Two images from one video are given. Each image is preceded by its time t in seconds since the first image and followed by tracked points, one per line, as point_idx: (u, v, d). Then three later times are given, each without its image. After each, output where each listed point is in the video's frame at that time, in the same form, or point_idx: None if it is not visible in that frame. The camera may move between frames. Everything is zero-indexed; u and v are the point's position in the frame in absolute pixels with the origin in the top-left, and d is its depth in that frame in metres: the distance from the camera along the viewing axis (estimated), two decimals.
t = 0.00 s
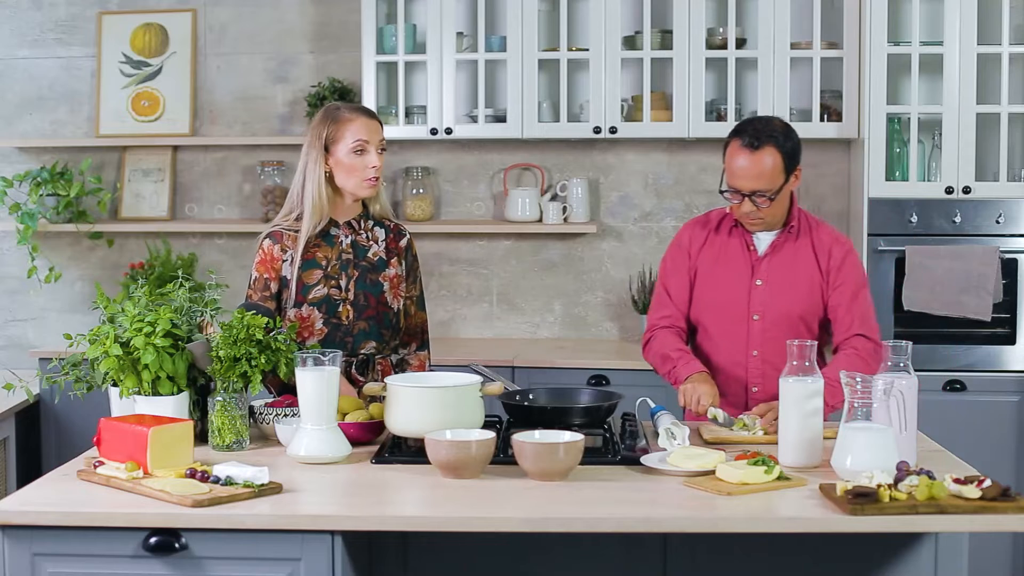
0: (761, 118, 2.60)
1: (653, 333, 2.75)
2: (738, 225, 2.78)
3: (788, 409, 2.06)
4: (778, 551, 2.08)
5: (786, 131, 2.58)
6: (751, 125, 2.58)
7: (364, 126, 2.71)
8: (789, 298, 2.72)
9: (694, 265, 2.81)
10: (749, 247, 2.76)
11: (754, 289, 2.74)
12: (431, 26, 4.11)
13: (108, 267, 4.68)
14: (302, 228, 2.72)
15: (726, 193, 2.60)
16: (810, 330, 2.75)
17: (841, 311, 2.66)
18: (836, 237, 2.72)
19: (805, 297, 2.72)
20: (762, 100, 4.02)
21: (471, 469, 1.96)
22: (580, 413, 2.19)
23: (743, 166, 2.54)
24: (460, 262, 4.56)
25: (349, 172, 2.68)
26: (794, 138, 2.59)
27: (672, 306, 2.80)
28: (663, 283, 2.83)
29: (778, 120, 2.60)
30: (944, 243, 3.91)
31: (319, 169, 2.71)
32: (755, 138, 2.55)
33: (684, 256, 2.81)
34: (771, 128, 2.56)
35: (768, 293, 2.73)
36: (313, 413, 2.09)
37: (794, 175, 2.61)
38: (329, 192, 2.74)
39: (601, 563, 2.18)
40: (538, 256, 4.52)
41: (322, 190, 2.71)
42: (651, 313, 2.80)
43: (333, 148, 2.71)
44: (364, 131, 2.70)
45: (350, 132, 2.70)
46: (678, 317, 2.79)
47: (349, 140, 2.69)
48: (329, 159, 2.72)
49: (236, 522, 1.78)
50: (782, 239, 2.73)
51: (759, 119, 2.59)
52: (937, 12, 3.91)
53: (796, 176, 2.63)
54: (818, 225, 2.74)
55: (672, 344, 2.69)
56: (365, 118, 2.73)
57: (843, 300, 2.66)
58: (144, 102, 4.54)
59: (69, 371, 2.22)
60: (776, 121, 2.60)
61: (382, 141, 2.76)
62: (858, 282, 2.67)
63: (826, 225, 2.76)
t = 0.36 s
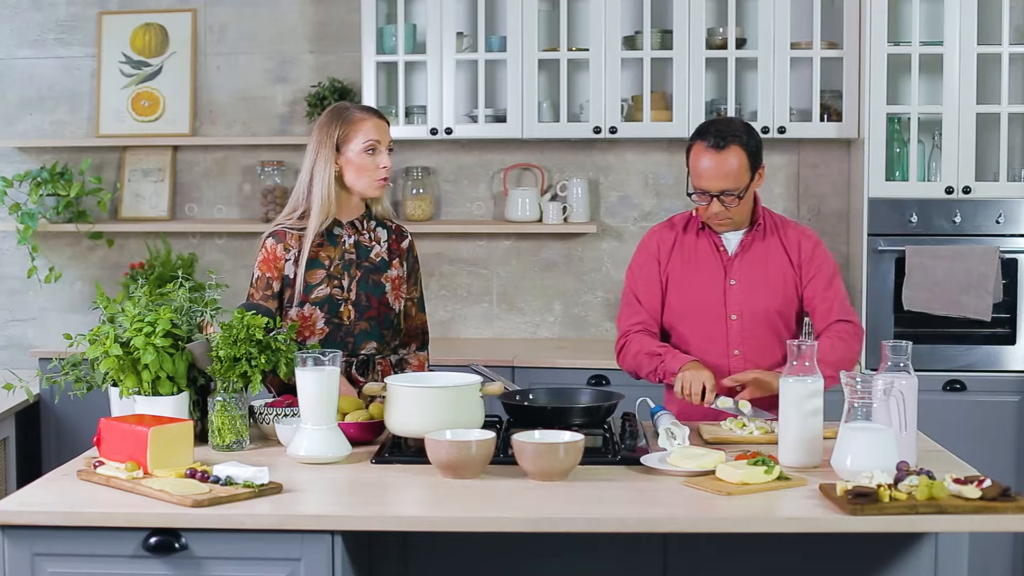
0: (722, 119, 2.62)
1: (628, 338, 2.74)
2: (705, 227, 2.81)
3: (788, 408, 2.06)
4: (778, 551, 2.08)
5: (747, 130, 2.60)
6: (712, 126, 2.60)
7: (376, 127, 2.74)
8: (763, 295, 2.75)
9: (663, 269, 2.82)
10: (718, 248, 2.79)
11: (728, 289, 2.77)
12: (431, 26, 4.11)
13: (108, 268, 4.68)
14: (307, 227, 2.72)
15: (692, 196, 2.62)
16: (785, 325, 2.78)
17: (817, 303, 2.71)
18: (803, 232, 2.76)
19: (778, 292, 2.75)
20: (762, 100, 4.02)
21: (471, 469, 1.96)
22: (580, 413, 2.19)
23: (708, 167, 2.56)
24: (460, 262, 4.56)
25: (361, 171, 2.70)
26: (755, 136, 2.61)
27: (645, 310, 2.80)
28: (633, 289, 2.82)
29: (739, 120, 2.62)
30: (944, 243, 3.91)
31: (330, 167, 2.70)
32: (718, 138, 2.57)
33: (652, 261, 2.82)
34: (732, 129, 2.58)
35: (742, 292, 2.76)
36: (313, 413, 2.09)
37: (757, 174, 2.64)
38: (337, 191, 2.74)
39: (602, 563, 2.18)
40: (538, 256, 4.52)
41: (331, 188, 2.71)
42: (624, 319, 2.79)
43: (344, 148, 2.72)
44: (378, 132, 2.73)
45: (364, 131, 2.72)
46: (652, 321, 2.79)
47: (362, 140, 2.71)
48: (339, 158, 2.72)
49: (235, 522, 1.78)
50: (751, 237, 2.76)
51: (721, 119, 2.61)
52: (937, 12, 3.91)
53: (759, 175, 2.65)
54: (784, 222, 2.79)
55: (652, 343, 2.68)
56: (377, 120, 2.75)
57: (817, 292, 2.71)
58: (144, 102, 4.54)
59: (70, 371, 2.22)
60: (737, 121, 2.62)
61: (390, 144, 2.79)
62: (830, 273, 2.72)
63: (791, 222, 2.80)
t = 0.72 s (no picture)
0: (696, 118, 2.63)
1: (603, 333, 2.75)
2: (685, 228, 2.81)
3: (789, 409, 2.06)
4: (778, 551, 2.08)
5: (722, 129, 2.61)
6: (687, 126, 2.61)
7: (380, 127, 2.75)
8: (745, 292, 2.76)
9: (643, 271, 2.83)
10: (698, 247, 2.80)
11: (710, 288, 2.77)
12: (431, 26, 4.11)
13: (108, 268, 4.67)
14: (308, 228, 2.71)
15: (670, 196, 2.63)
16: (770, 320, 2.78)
17: (798, 297, 2.71)
18: (782, 227, 2.76)
19: (760, 289, 2.76)
20: (763, 100, 4.02)
21: (471, 469, 1.96)
22: (580, 413, 2.19)
23: (684, 167, 2.57)
24: (460, 262, 4.56)
25: (364, 170, 2.71)
26: (730, 135, 2.63)
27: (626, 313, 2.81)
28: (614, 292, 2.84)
29: (713, 119, 2.63)
30: (944, 243, 3.91)
31: (333, 166, 2.70)
32: (692, 138, 2.58)
33: (632, 264, 2.83)
34: (707, 127, 2.59)
35: (725, 290, 2.77)
36: (312, 413, 2.09)
37: (733, 172, 2.65)
38: (340, 190, 2.74)
39: (602, 564, 2.18)
40: (538, 256, 4.53)
41: (334, 187, 2.71)
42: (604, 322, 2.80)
43: (347, 147, 2.72)
44: (381, 131, 2.75)
45: (368, 131, 2.73)
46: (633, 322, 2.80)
47: (366, 139, 2.72)
48: (342, 157, 2.72)
49: (236, 522, 1.78)
50: (731, 237, 2.77)
51: (694, 119, 2.62)
52: (937, 12, 3.91)
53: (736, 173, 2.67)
54: (764, 218, 2.79)
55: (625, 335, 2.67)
56: (381, 120, 2.77)
57: (801, 286, 2.71)
58: (144, 102, 4.54)
59: (70, 371, 2.22)
60: (711, 120, 2.63)
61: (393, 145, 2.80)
62: (811, 265, 2.72)
63: (771, 217, 2.80)
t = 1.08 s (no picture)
0: (681, 119, 2.63)
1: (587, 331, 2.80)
2: (676, 230, 2.83)
3: (788, 409, 2.06)
4: (778, 553, 2.08)
5: (707, 129, 2.61)
6: (672, 128, 2.61)
7: (381, 129, 2.75)
8: (738, 291, 2.76)
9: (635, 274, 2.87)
10: (689, 248, 2.81)
11: (702, 288, 2.78)
12: (431, 26, 4.11)
13: (108, 268, 4.68)
14: (308, 228, 2.71)
15: (658, 198, 2.63)
16: (765, 318, 2.78)
17: (791, 295, 2.71)
18: (774, 225, 2.76)
19: (753, 288, 2.76)
20: (763, 100, 4.03)
21: (471, 469, 1.96)
22: (580, 413, 2.19)
23: (670, 169, 2.57)
24: (460, 261, 4.56)
25: (364, 171, 2.71)
26: (715, 134, 2.63)
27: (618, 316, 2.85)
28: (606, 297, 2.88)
29: (698, 120, 2.64)
30: (944, 243, 3.91)
31: (333, 166, 2.69)
32: (677, 140, 2.58)
33: (623, 268, 2.88)
34: (691, 129, 2.59)
35: (717, 290, 2.77)
36: (312, 413, 2.09)
37: (719, 172, 2.65)
38: (340, 190, 2.74)
39: (602, 564, 2.17)
40: (538, 256, 4.52)
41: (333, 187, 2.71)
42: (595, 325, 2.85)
43: (348, 148, 2.72)
44: (382, 133, 2.75)
45: (369, 131, 2.73)
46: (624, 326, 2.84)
47: (368, 140, 2.72)
48: (342, 157, 2.72)
49: (235, 522, 1.78)
50: (722, 237, 2.78)
51: (679, 120, 2.62)
52: (937, 12, 3.91)
53: (723, 173, 2.67)
54: (755, 216, 2.79)
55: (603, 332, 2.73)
56: (382, 121, 2.77)
57: (794, 284, 2.71)
58: (144, 102, 4.54)
59: (70, 371, 2.22)
60: (696, 120, 2.63)
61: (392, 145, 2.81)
62: (803, 263, 2.71)
63: (763, 214, 2.80)
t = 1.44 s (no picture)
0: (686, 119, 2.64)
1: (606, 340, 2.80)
2: (680, 230, 2.83)
3: (788, 409, 2.06)
4: (779, 552, 2.08)
5: (712, 128, 2.61)
6: (677, 127, 2.61)
7: (383, 134, 2.76)
8: (742, 291, 2.76)
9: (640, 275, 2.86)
10: (693, 249, 2.81)
11: (707, 289, 2.78)
12: (431, 26, 4.11)
13: (108, 268, 4.68)
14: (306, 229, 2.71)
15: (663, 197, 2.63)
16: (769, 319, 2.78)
17: (793, 295, 2.71)
18: (777, 225, 2.77)
19: (757, 288, 2.76)
20: (763, 100, 4.03)
21: (471, 469, 1.96)
22: (580, 413, 2.19)
23: (675, 168, 2.58)
24: (460, 262, 4.56)
25: (363, 176, 2.71)
26: (720, 134, 2.63)
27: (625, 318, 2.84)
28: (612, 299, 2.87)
29: (703, 119, 2.64)
30: (944, 243, 3.91)
31: (334, 168, 2.69)
32: (682, 139, 2.58)
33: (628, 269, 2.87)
34: (695, 127, 2.60)
35: (721, 290, 2.77)
36: (312, 413, 2.09)
37: (724, 171, 2.65)
38: (339, 191, 2.74)
39: (602, 564, 2.17)
40: (538, 256, 4.52)
41: (333, 190, 2.71)
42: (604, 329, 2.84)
43: (350, 151, 2.72)
44: (384, 138, 2.75)
45: (372, 135, 2.73)
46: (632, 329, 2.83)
47: (371, 145, 2.72)
48: (343, 159, 2.72)
49: (235, 522, 1.78)
50: (726, 237, 2.77)
51: (684, 119, 2.62)
52: (937, 12, 3.91)
53: (727, 172, 2.67)
54: (758, 216, 2.80)
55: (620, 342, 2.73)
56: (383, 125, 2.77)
57: (797, 284, 2.71)
58: (144, 102, 4.54)
59: (70, 371, 2.22)
60: (701, 120, 2.63)
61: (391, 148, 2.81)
62: (806, 263, 2.72)
63: (766, 214, 2.81)
